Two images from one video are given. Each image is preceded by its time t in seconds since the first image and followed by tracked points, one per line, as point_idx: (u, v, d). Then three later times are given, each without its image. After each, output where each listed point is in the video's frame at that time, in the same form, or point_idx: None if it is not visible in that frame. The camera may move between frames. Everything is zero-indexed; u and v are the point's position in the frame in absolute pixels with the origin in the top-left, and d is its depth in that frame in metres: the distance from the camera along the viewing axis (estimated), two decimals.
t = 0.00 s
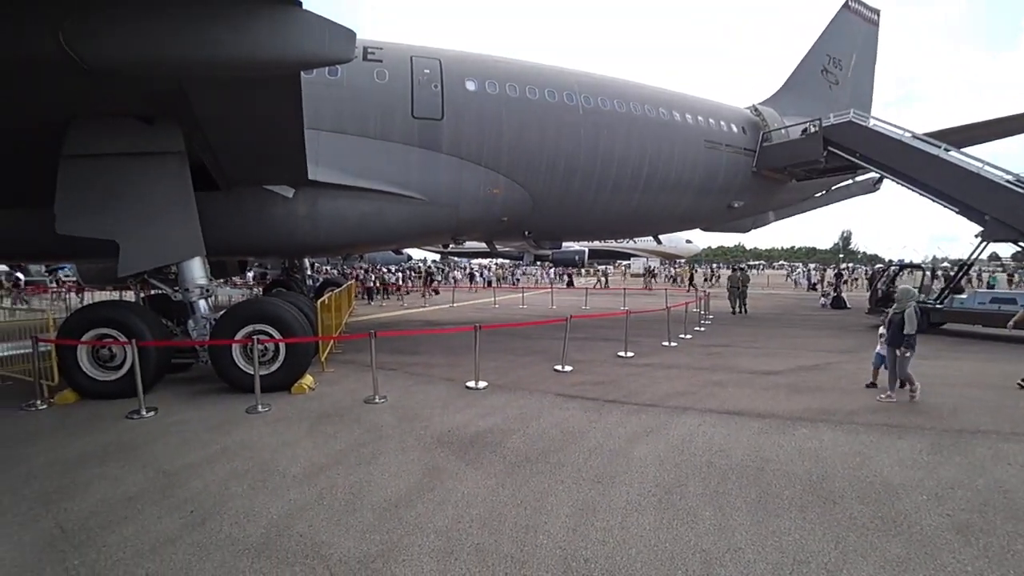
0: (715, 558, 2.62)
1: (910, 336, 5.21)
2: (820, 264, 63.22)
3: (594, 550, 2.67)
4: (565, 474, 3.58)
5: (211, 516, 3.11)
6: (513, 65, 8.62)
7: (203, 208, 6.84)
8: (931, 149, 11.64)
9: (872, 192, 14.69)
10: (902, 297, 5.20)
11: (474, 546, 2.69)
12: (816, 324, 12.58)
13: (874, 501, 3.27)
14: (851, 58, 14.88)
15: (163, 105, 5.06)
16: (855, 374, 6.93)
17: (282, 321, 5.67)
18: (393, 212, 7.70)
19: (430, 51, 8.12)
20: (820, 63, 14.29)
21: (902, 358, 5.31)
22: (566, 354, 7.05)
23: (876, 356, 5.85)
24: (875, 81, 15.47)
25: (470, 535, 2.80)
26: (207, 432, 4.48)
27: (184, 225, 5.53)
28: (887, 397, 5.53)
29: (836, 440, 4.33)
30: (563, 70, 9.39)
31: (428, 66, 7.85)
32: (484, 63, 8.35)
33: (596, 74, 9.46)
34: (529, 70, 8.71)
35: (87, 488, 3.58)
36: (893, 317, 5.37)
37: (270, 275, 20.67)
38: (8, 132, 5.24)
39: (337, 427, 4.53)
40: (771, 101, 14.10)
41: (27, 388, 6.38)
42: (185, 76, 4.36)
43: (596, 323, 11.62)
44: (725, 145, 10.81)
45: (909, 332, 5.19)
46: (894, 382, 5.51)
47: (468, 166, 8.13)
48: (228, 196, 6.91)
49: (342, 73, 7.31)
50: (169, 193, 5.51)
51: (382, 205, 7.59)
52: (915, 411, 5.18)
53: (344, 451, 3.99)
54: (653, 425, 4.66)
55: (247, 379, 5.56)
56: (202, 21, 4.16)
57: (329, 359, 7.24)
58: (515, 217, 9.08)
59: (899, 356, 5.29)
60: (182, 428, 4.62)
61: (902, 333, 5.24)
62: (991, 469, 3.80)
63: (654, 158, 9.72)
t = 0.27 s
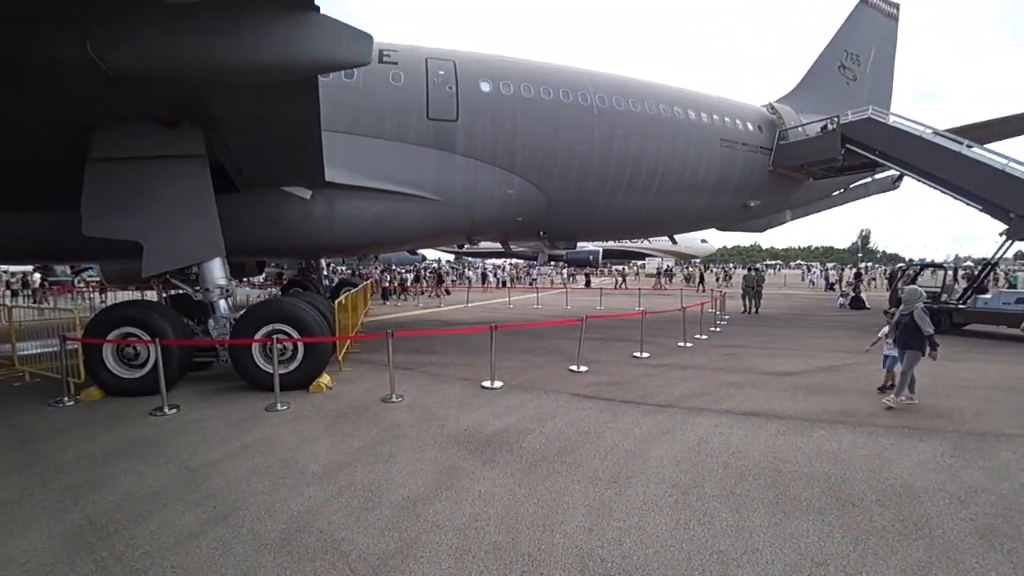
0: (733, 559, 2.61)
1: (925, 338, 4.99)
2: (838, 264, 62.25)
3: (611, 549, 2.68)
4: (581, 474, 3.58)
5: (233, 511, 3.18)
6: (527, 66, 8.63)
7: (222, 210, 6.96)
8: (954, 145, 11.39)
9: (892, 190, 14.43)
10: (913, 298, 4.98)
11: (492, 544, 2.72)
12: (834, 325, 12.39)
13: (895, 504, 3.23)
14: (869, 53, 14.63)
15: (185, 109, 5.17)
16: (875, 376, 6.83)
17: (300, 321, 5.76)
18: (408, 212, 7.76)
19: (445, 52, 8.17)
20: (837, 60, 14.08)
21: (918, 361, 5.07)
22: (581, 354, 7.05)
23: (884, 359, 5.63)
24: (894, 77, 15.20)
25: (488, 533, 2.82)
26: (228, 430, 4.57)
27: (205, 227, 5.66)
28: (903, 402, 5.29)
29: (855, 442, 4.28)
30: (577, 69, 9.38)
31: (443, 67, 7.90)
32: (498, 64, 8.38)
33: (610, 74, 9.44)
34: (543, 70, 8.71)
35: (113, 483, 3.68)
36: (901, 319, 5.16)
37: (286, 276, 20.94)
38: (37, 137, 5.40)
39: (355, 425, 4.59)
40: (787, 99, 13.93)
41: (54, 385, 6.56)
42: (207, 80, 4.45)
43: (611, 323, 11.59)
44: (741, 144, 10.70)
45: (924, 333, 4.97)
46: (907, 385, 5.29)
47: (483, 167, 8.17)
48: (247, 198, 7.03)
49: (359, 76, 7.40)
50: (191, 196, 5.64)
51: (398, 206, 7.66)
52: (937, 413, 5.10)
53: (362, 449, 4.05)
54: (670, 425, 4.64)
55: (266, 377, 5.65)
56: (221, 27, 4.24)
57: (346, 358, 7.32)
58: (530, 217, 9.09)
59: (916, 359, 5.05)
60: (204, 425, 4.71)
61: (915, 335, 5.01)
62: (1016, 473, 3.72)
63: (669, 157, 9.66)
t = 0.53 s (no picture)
0: (748, 559, 2.60)
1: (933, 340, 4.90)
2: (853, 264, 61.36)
3: (626, 548, 2.68)
4: (595, 473, 3.59)
5: (251, 507, 3.23)
6: (539, 66, 8.64)
7: (239, 211, 7.06)
8: (972, 142, 11.18)
9: (910, 188, 14.20)
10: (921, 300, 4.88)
11: (506, 542, 2.73)
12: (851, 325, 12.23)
13: (913, 506, 3.18)
14: (886, 49, 14.41)
15: (203, 112, 5.25)
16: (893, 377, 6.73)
17: (315, 320, 5.83)
18: (422, 213, 7.81)
19: (457, 53, 8.21)
20: (853, 56, 13.89)
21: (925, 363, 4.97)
22: (594, 354, 7.04)
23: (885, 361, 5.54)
24: (911, 73, 14.96)
25: (502, 531, 2.84)
26: (246, 427, 4.64)
27: (222, 228, 5.75)
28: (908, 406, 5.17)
29: (872, 444, 4.23)
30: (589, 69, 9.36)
31: (455, 68, 7.94)
32: (510, 64, 8.39)
33: (622, 73, 9.41)
34: (555, 70, 8.71)
35: (134, 478, 3.76)
36: (906, 321, 5.07)
37: (300, 275, 21.15)
38: (61, 141, 5.52)
39: (370, 424, 4.63)
40: (802, 96, 13.77)
41: (76, 383, 6.71)
42: (225, 84, 4.53)
43: (623, 323, 11.55)
44: (754, 142, 10.60)
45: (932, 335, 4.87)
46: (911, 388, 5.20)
47: (495, 167, 8.19)
48: (263, 199, 7.13)
49: (372, 78, 7.47)
50: (208, 197, 5.72)
51: (412, 206, 7.71)
52: (957, 416, 5.01)
53: (377, 447, 4.09)
54: (684, 426, 4.63)
55: (282, 376, 5.73)
56: (238, 30, 4.30)
57: (360, 358, 7.39)
58: (543, 217, 9.09)
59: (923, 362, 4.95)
60: (222, 422, 4.79)
61: (921, 336, 4.92)
62: None
63: (682, 156, 9.60)
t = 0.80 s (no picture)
0: (763, 562, 2.58)
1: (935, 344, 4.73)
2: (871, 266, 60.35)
3: (640, 549, 2.68)
4: (609, 473, 3.58)
5: (268, 501, 3.28)
6: (553, 65, 8.64)
7: (256, 210, 7.16)
8: (996, 142, 11.03)
9: (930, 188, 13.93)
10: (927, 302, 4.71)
11: (520, 540, 2.75)
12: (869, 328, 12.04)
13: (933, 513, 3.13)
14: (906, 47, 14.16)
15: (223, 112, 5.34)
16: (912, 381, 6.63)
17: (330, 318, 5.89)
18: (436, 212, 7.85)
19: (472, 53, 8.24)
20: (872, 54, 13.67)
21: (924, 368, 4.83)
22: (607, 354, 7.02)
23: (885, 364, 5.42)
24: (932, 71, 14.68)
25: (517, 529, 2.85)
26: (263, 423, 4.70)
27: (240, 226, 5.84)
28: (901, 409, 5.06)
29: (890, 449, 4.16)
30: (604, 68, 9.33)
31: (470, 69, 7.98)
32: (525, 64, 8.40)
33: (637, 72, 9.37)
34: (570, 70, 8.70)
35: (155, 471, 3.84)
36: (912, 323, 4.91)
37: (315, 274, 21.36)
38: (85, 141, 5.64)
39: (385, 421, 4.67)
40: (820, 95, 13.59)
41: (99, 377, 6.86)
42: (245, 84, 4.60)
43: (637, 323, 11.50)
44: (770, 142, 10.48)
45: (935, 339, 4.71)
46: (908, 392, 5.07)
47: (510, 166, 8.20)
48: (280, 198, 7.22)
49: (388, 78, 7.53)
50: (227, 196, 5.82)
51: (426, 206, 7.75)
52: (978, 421, 4.92)
53: (391, 444, 4.12)
54: (698, 427, 4.60)
55: (298, 373, 5.80)
56: (257, 31, 4.35)
57: (374, 356, 7.45)
58: (557, 217, 9.08)
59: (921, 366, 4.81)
60: (240, 418, 4.87)
61: (921, 340, 4.79)
62: None
63: (697, 156, 9.53)
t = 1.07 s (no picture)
0: (780, 566, 2.56)
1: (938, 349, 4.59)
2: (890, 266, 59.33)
3: (655, 550, 2.67)
4: (623, 474, 3.57)
5: (285, 497, 3.33)
6: (566, 65, 8.63)
7: (272, 210, 7.25)
8: (1018, 138, 10.90)
9: (951, 187, 13.67)
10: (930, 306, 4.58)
11: (535, 540, 2.75)
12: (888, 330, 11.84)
13: (955, 518, 3.07)
14: (926, 43, 13.90)
15: (241, 114, 5.41)
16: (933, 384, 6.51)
17: (345, 318, 5.95)
18: (450, 212, 7.88)
19: (485, 54, 8.26)
20: (890, 50, 13.44)
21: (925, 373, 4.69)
22: (621, 354, 7.00)
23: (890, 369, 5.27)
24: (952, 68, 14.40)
25: (531, 529, 2.86)
26: (279, 421, 4.76)
27: (257, 227, 5.93)
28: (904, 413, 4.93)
29: (910, 453, 4.10)
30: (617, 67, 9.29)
31: (483, 69, 8.00)
32: (538, 63, 8.40)
33: (651, 71, 9.31)
34: (583, 69, 8.68)
35: (175, 467, 3.91)
36: (917, 326, 4.78)
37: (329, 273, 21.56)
38: (107, 143, 5.76)
39: (400, 420, 4.71)
40: (837, 93, 13.40)
41: (120, 375, 7.00)
42: (263, 86, 4.66)
43: (650, 324, 11.43)
44: (786, 141, 10.35)
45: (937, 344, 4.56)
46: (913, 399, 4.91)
47: (523, 166, 8.21)
48: (296, 198, 7.31)
49: (402, 79, 7.57)
50: (245, 196, 5.91)
51: (440, 206, 7.78)
52: (1001, 425, 4.82)
53: (406, 443, 4.15)
54: (713, 428, 4.56)
55: (313, 372, 5.86)
56: (274, 34, 4.40)
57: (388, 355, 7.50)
58: (571, 216, 9.06)
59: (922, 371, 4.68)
60: (257, 415, 4.93)
61: (925, 343, 4.65)
62: None
63: (711, 155, 9.44)
